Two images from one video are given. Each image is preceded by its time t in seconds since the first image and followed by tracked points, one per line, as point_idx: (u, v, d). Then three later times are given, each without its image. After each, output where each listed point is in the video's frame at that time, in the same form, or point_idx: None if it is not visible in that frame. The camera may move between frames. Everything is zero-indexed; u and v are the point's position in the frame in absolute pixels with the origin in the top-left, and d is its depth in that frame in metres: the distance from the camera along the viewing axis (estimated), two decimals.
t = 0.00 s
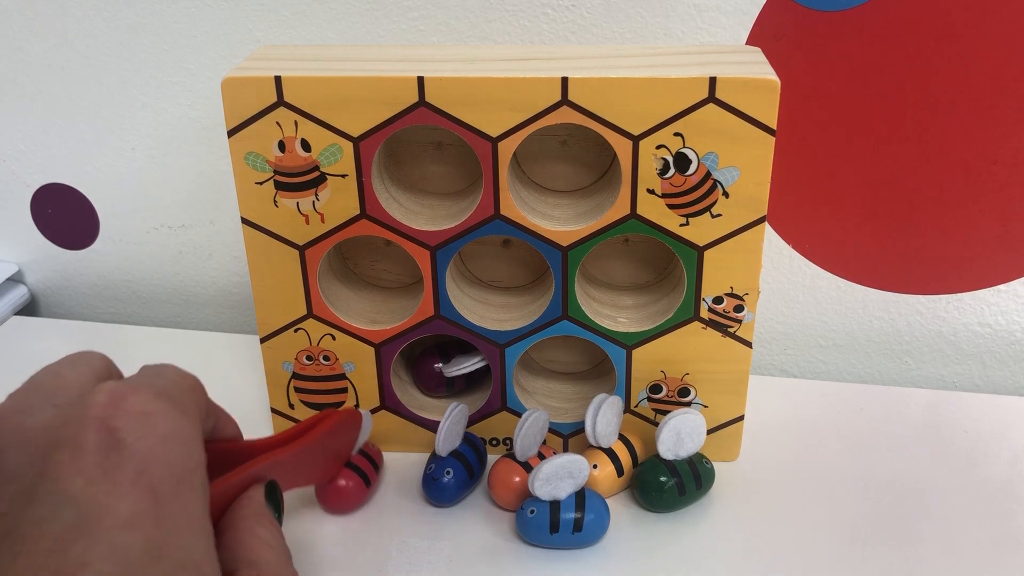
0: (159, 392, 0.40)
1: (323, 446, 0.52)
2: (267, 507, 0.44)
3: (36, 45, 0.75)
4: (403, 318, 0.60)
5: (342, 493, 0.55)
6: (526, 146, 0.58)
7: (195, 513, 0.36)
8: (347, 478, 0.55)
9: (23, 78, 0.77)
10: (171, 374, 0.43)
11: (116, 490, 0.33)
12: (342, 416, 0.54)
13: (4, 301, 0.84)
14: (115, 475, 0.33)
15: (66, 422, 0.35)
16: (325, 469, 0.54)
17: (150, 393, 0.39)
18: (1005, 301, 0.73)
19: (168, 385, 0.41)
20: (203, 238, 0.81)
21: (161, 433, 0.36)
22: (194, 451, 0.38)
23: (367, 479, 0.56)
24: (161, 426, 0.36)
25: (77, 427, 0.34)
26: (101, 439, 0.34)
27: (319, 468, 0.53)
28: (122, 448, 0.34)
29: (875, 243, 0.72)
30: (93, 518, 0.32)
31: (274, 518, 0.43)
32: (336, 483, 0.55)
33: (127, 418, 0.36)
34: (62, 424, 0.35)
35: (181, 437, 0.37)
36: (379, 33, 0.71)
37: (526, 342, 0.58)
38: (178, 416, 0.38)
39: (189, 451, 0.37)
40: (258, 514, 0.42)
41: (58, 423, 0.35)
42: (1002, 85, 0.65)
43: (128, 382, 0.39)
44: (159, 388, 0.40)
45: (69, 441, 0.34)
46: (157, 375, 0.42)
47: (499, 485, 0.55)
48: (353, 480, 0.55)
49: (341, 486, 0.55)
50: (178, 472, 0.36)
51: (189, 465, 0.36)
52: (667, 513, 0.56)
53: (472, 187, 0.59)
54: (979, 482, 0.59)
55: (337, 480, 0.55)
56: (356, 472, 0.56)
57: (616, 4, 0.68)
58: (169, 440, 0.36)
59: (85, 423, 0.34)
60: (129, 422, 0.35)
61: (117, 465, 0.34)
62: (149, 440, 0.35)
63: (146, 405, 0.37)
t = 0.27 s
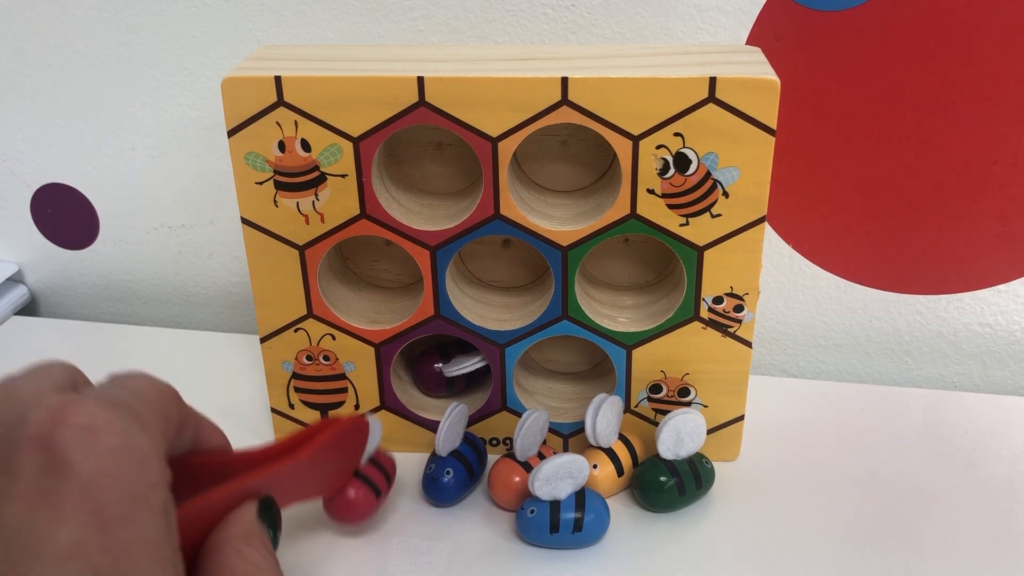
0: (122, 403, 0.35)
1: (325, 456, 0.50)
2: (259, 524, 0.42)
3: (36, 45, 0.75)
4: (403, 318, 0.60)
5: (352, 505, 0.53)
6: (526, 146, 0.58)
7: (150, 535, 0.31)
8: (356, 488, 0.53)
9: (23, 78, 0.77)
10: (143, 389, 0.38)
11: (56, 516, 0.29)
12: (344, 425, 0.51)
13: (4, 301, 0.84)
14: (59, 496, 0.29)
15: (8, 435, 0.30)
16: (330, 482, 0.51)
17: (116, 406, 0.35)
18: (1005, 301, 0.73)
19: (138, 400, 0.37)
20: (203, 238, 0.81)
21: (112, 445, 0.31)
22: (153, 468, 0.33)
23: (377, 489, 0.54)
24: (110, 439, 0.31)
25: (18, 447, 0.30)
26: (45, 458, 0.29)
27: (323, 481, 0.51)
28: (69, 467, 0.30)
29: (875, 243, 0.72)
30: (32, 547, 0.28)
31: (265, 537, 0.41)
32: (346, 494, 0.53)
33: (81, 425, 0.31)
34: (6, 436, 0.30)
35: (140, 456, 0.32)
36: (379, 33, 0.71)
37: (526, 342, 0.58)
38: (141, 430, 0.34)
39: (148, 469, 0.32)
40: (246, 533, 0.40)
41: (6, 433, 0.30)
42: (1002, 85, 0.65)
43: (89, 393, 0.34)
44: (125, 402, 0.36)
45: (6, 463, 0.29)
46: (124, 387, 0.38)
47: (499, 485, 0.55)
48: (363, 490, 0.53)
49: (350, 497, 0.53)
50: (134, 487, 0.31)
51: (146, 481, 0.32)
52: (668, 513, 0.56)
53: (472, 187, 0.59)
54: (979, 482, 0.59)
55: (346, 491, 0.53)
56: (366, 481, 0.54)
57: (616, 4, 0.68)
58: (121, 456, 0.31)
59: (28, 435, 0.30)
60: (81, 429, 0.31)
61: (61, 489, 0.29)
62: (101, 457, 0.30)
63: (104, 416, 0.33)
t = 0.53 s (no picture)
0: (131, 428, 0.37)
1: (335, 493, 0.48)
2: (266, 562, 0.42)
3: (36, 45, 0.75)
4: (403, 318, 0.60)
5: (354, 546, 0.51)
6: (526, 146, 0.58)
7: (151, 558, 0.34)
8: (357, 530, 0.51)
9: (23, 78, 0.77)
10: (152, 411, 0.40)
11: (57, 537, 0.31)
12: (353, 463, 0.49)
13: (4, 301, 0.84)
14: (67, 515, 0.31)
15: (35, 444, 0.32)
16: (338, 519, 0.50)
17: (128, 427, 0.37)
18: (1005, 301, 0.73)
19: (143, 426, 0.38)
20: (203, 238, 0.81)
21: (118, 468, 0.33)
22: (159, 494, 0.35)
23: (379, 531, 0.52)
24: (113, 462, 0.33)
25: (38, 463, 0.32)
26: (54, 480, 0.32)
27: (331, 519, 0.49)
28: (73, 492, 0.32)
29: (875, 243, 0.72)
30: (36, 560, 0.30)
31: None
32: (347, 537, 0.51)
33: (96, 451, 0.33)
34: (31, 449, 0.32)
35: (146, 481, 0.34)
36: (379, 33, 0.71)
37: (526, 342, 0.58)
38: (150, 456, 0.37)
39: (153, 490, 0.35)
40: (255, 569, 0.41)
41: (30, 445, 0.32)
42: (1002, 85, 0.65)
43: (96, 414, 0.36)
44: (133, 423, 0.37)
45: (9, 481, 0.31)
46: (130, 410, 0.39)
47: (499, 485, 0.55)
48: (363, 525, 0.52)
49: (351, 539, 0.51)
50: (137, 511, 0.33)
51: (150, 505, 0.34)
52: (668, 513, 0.56)
53: (472, 187, 0.59)
54: (979, 482, 0.59)
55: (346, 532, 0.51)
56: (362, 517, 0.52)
57: (616, 4, 0.68)
58: (123, 479, 0.33)
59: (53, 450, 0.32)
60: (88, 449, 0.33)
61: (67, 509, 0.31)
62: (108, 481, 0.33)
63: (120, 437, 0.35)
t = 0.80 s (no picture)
0: (98, 334, 0.32)
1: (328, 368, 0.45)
2: (254, 456, 0.37)
3: (36, 45, 0.75)
4: (403, 318, 0.60)
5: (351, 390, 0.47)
6: (526, 146, 0.58)
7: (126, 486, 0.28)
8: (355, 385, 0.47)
9: (23, 77, 0.77)
10: (121, 303, 0.35)
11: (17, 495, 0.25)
12: (350, 327, 0.47)
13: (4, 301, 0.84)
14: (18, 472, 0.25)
15: None
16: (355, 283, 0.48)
17: (91, 348, 0.31)
18: (1005, 302, 0.73)
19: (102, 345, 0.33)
20: (203, 238, 0.81)
21: (79, 411, 0.27)
22: (132, 418, 0.29)
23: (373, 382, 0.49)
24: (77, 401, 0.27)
25: None
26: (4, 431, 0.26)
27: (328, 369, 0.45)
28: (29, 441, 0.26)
29: (876, 243, 0.72)
30: None
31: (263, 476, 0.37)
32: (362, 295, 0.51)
33: (48, 383, 0.27)
34: None
35: (112, 409, 0.28)
36: (379, 33, 0.71)
37: (526, 342, 0.58)
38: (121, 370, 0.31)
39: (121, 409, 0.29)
40: (236, 469, 0.36)
41: None
42: (1002, 85, 0.65)
43: (56, 334, 0.31)
44: (104, 330, 0.32)
45: None
46: (104, 302, 0.34)
47: (499, 485, 0.55)
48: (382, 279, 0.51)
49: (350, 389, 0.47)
50: (113, 442, 0.28)
51: (124, 438, 0.28)
52: (668, 513, 0.56)
53: (472, 187, 0.59)
54: (979, 482, 0.59)
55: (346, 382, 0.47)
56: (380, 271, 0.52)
57: (616, 4, 0.68)
58: (88, 423, 0.27)
59: None
60: (34, 389, 0.27)
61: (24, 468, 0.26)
62: (66, 424, 0.27)
63: (80, 364, 0.29)
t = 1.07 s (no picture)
0: (176, 313, 0.30)
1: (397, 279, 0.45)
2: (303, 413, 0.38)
3: (35, 45, 0.75)
4: (403, 318, 0.60)
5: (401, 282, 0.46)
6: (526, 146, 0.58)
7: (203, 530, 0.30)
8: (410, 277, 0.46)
9: (23, 77, 0.77)
10: (206, 255, 0.31)
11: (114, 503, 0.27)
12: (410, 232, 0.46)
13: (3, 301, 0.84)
14: (111, 507, 0.27)
15: (67, 390, 0.28)
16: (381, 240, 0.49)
17: (185, 337, 0.30)
18: (1005, 301, 0.73)
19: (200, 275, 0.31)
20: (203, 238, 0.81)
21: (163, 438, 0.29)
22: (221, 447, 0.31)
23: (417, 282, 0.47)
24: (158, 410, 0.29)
25: (72, 447, 0.27)
26: (99, 469, 0.27)
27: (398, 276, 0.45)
28: (122, 478, 0.28)
29: (876, 243, 0.72)
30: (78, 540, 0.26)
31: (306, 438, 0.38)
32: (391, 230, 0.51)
33: (143, 424, 0.28)
34: (57, 411, 0.27)
35: (203, 449, 0.30)
36: (379, 33, 0.71)
37: (526, 342, 0.58)
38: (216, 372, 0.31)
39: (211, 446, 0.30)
40: (291, 432, 0.37)
41: (61, 402, 0.27)
42: (1002, 85, 0.65)
43: (140, 303, 0.29)
44: (183, 293, 0.30)
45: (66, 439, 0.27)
46: (188, 246, 0.32)
47: (499, 485, 0.55)
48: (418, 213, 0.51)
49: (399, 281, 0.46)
50: (201, 484, 0.30)
51: (215, 480, 0.30)
52: (668, 513, 0.56)
53: (472, 187, 0.59)
54: (979, 482, 0.59)
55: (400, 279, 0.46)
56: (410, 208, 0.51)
57: (616, 4, 0.68)
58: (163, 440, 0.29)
59: (84, 426, 0.27)
60: (123, 419, 0.28)
61: (118, 508, 0.28)
62: (158, 473, 0.28)
63: (179, 379, 0.29)
